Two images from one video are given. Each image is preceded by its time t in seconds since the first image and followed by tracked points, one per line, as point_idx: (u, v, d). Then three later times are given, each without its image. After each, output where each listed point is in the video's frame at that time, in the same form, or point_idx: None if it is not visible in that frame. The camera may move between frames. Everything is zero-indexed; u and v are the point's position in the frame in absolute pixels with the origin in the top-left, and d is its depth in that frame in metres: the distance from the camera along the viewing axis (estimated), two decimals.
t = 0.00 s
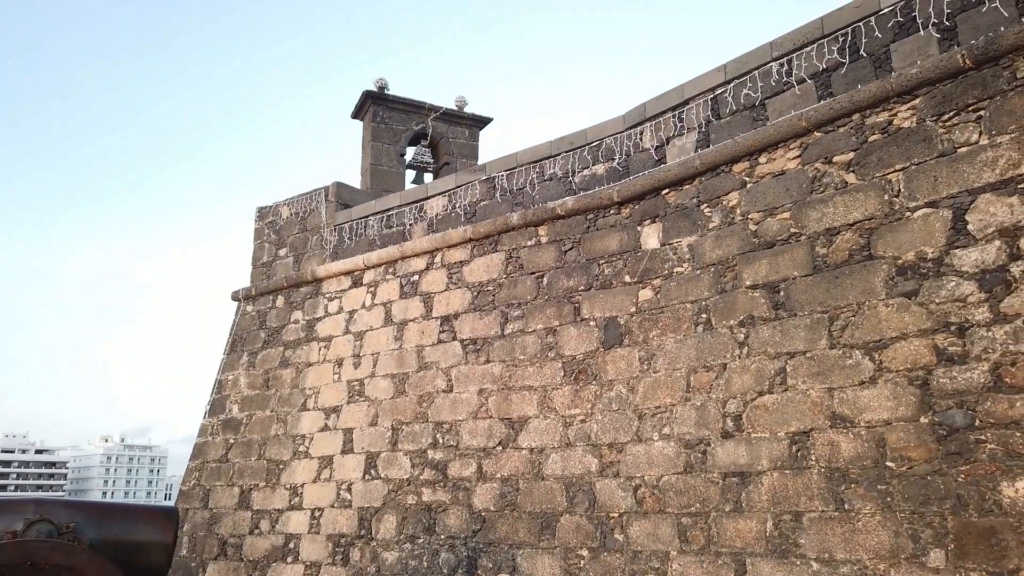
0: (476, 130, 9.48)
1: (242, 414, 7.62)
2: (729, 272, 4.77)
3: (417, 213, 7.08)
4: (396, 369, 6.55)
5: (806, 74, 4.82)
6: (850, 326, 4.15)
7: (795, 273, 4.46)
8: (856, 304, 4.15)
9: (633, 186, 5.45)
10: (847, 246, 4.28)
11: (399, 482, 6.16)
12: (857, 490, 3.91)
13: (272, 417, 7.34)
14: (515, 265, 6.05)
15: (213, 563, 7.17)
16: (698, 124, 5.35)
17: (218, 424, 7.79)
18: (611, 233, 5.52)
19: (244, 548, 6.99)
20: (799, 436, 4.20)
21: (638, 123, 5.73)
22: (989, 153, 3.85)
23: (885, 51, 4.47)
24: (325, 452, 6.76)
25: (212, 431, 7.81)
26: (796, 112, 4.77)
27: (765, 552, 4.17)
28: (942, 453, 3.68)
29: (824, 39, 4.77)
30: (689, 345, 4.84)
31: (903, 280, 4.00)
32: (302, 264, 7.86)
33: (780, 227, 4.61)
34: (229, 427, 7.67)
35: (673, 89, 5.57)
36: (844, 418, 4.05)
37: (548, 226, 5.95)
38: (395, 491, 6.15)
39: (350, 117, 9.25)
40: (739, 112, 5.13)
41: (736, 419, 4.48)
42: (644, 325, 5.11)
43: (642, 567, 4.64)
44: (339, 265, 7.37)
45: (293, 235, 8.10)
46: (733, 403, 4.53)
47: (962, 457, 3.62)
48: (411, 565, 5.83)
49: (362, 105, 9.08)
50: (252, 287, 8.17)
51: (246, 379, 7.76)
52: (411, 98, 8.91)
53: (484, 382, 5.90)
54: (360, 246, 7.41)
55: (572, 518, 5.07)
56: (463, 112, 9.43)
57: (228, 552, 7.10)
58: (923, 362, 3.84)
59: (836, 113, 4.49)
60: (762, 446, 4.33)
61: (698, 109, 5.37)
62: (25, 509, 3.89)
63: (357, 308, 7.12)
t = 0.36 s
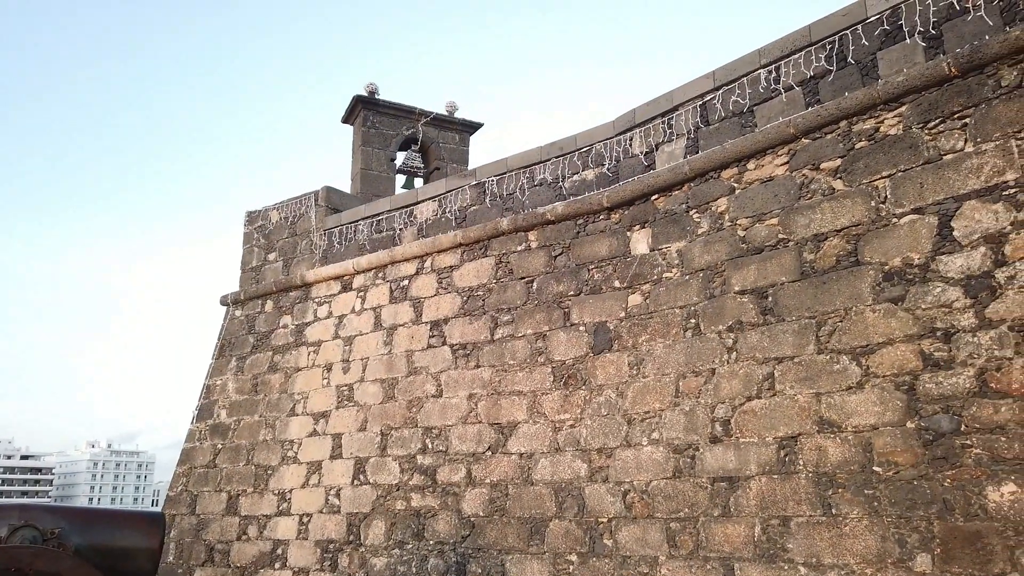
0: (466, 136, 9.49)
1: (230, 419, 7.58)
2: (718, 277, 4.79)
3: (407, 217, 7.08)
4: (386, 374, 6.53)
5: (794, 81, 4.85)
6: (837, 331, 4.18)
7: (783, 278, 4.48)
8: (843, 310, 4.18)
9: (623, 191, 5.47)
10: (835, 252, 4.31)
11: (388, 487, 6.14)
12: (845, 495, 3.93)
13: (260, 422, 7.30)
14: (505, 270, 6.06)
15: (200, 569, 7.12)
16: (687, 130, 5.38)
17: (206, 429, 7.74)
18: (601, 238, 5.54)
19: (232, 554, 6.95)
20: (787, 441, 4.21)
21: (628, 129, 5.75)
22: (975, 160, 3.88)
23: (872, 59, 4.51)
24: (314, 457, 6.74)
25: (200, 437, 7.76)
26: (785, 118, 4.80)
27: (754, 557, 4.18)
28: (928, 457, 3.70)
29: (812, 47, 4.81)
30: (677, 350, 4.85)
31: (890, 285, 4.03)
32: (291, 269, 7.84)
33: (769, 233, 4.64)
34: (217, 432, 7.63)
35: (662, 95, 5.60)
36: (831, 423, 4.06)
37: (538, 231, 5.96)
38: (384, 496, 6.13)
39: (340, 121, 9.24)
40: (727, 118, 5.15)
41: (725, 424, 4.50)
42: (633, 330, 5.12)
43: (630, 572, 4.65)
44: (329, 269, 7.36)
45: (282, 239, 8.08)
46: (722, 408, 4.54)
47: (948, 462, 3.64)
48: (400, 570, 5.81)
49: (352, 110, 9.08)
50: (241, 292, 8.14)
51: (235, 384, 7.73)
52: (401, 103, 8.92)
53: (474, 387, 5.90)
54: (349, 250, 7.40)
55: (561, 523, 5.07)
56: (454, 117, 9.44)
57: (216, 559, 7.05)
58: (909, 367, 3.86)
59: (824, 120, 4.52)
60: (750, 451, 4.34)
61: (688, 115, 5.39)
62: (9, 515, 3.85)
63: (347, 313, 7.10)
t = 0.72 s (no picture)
0: (455, 140, 9.49)
1: (216, 424, 7.53)
2: (705, 282, 4.81)
3: (395, 222, 7.07)
4: (374, 379, 6.51)
5: (781, 88, 4.89)
6: (823, 336, 4.20)
7: (770, 283, 4.50)
8: (829, 315, 4.20)
9: (611, 196, 5.49)
10: (821, 257, 4.33)
11: (375, 492, 6.11)
12: (830, 499, 3.94)
13: (246, 426, 7.26)
14: (494, 274, 6.06)
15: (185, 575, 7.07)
16: (675, 136, 5.40)
17: (191, 434, 7.69)
18: (589, 243, 5.55)
19: (217, 559, 6.91)
20: (774, 445, 4.23)
21: (616, 135, 5.77)
22: (958, 167, 3.91)
23: (858, 66, 4.55)
24: (300, 462, 6.70)
25: (185, 441, 7.71)
26: (771, 125, 4.83)
27: (740, 561, 4.19)
28: (912, 462, 3.72)
29: (798, 54, 4.85)
30: (665, 354, 4.86)
31: (875, 291, 4.06)
32: (279, 272, 7.81)
33: (755, 239, 4.66)
34: (202, 437, 7.58)
35: (650, 101, 5.62)
36: (817, 427, 4.08)
37: (526, 236, 5.97)
38: (371, 501, 6.10)
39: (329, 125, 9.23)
40: (715, 124, 5.18)
41: (712, 428, 4.51)
42: (621, 335, 5.13)
43: None
44: (317, 273, 7.33)
45: (270, 243, 8.05)
46: (709, 413, 4.56)
47: (932, 467, 3.65)
48: None
49: (341, 114, 9.07)
50: (228, 295, 8.10)
51: (221, 389, 7.68)
52: (391, 107, 8.92)
53: (462, 392, 5.89)
54: (337, 254, 7.38)
55: (548, 528, 5.07)
56: (443, 122, 9.45)
57: (201, 564, 7.00)
58: (894, 372, 3.88)
59: (810, 126, 4.56)
60: (737, 455, 4.35)
61: (675, 121, 5.42)
62: None
63: (334, 317, 7.08)
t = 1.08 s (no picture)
0: (441, 145, 9.49)
1: (198, 428, 7.47)
2: (688, 287, 4.83)
3: (380, 225, 7.05)
4: (357, 382, 6.48)
5: (763, 94, 4.93)
6: (804, 341, 4.23)
7: (752, 288, 4.53)
8: (810, 319, 4.23)
9: (595, 201, 5.50)
10: (802, 262, 4.37)
11: (357, 496, 6.08)
12: (811, 503, 3.97)
13: (228, 431, 7.21)
14: (478, 278, 6.06)
15: None
16: (659, 141, 5.43)
17: (172, 438, 7.61)
18: (573, 247, 5.56)
19: (197, 565, 6.85)
20: (755, 449, 4.25)
21: (601, 140, 5.79)
22: (937, 174, 3.95)
23: (839, 73, 4.59)
24: (282, 466, 6.66)
25: (166, 446, 7.63)
26: (753, 131, 4.87)
27: (721, 564, 4.21)
28: (891, 465, 3.74)
29: (780, 61, 4.89)
30: (648, 359, 4.88)
31: (855, 296, 4.09)
32: (262, 275, 7.76)
33: (738, 244, 4.69)
34: (183, 441, 7.51)
35: (634, 107, 5.65)
36: (798, 431, 4.11)
37: (510, 240, 5.98)
38: (354, 506, 6.07)
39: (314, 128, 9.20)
40: (698, 130, 5.21)
41: (694, 432, 4.53)
42: (605, 339, 5.14)
43: None
44: (300, 277, 7.30)
45: (253, 246, 8.00)
46: (691, 417, 4.57)
47: (911, 470, 3.68)
48: None
49: (326, 117, 9.05)
50: (210, 299, 8.04)
51: (203, 393, 7.62)
52: (376, 111, 8.90)
53: (446, 396, 5.87)
54: (321, 258, 7.35)
55: (531, 532, 5.06)
56: (428, 125, 9.44)
57: (181, 570, 6.94)
58: (874, 377, 3.91)
59: (791, 133, 4.59)
60: (719, 459, 4.37)
61: (659, 126, 5.45)
62: None
63: (318, 321, 7.05)
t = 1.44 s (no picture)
0: (420, 149, 9.48)
1: (170, 433, 7.38)
2: (663, 292, 4.86)
3: (357, 229, 7.02)
4: (332, 387, 6.44)
5: (738, 103, 4.98)
6: (777, 347, 4.27)
7: (726, 294, 4.57)
8: (783, 325, 4.28)
9: (572, 207, 5.52)
10: (775, 269, 4.41)
11: (332, 502, 6.04)
12: (782, 507, 4.00)
13: (201, 435, 7.13)
14: (456, 282, 6.06)
15: None
16: (635, 148, 5.46)
17: (144, 443, 7.51)
18: (550, 252, 5.58)
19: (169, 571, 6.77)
20: (728, 454, 4.28)
21: (578, 146, 5.81)
22: (907, 183, 4.00)
23: (812, 83, 4.65)
24: (256, 471, 6.60)
25: (138, 451, 7.53)
26: (728, 138, 4.92)
27: (694, 569, 4.23)
28: (861, 470, 3.79)
29: (755, 70, 4.94)
30: (623, 364, 4.90)
31: (827, 302, 4.14)
32: (237, 278, 7.70)
33: (712, 250, 4.73)
34: (155, 446, 7.42)
35: (611, 113, 5.68)
36: (770, 436, 4.15)
37: (488, 245, 5.99)
38: (328, 511, 6.03)
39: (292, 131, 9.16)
40: (674, 137, 5.26)
41: (668, 437, 4.55)
42: (581, 344, 5.16)
43: None
44: (276, 280, 7.25)
45: (229, 249, 7.93)
46: (665, 421, 4.60)
47: (880, 475, 3.72)
48: None
49: (304, 120, 9.01)
50: (185, 302, 7.96)
51: (176, 397, 7.53)
52: (355, 114, 8.87)
53: (422, 401, 5.86)
54: (298, 261, 7.30)
55: (506, 537, 5.06)
56: (408, 129, 9.42)
57: None
58: (844, 382, 3.96)
59: (766, 141, 4.64)
60: (693, 464, 4.40)
61: (636, 133, 5.48)
62: None
63: (294, 324, 7.00)
